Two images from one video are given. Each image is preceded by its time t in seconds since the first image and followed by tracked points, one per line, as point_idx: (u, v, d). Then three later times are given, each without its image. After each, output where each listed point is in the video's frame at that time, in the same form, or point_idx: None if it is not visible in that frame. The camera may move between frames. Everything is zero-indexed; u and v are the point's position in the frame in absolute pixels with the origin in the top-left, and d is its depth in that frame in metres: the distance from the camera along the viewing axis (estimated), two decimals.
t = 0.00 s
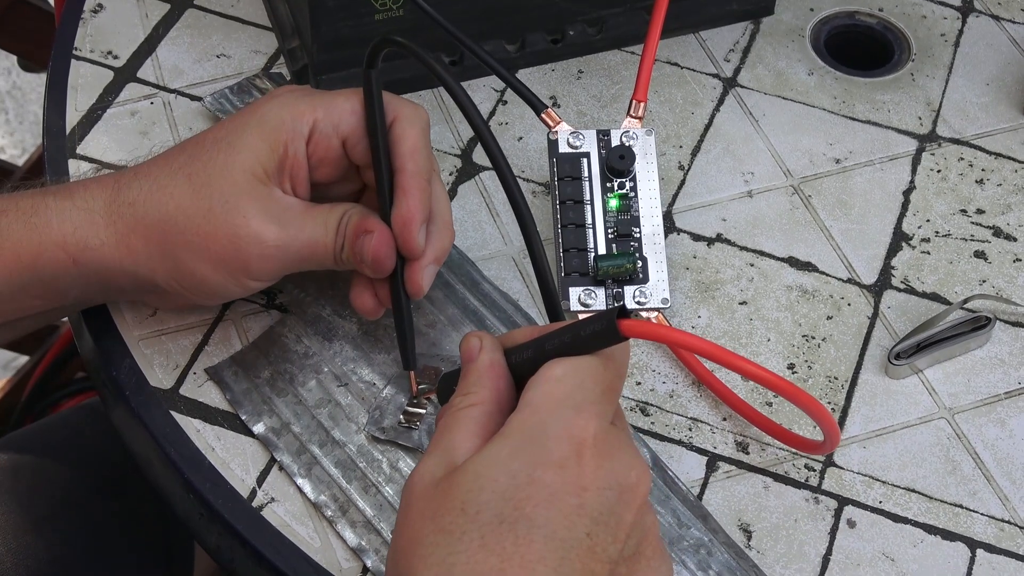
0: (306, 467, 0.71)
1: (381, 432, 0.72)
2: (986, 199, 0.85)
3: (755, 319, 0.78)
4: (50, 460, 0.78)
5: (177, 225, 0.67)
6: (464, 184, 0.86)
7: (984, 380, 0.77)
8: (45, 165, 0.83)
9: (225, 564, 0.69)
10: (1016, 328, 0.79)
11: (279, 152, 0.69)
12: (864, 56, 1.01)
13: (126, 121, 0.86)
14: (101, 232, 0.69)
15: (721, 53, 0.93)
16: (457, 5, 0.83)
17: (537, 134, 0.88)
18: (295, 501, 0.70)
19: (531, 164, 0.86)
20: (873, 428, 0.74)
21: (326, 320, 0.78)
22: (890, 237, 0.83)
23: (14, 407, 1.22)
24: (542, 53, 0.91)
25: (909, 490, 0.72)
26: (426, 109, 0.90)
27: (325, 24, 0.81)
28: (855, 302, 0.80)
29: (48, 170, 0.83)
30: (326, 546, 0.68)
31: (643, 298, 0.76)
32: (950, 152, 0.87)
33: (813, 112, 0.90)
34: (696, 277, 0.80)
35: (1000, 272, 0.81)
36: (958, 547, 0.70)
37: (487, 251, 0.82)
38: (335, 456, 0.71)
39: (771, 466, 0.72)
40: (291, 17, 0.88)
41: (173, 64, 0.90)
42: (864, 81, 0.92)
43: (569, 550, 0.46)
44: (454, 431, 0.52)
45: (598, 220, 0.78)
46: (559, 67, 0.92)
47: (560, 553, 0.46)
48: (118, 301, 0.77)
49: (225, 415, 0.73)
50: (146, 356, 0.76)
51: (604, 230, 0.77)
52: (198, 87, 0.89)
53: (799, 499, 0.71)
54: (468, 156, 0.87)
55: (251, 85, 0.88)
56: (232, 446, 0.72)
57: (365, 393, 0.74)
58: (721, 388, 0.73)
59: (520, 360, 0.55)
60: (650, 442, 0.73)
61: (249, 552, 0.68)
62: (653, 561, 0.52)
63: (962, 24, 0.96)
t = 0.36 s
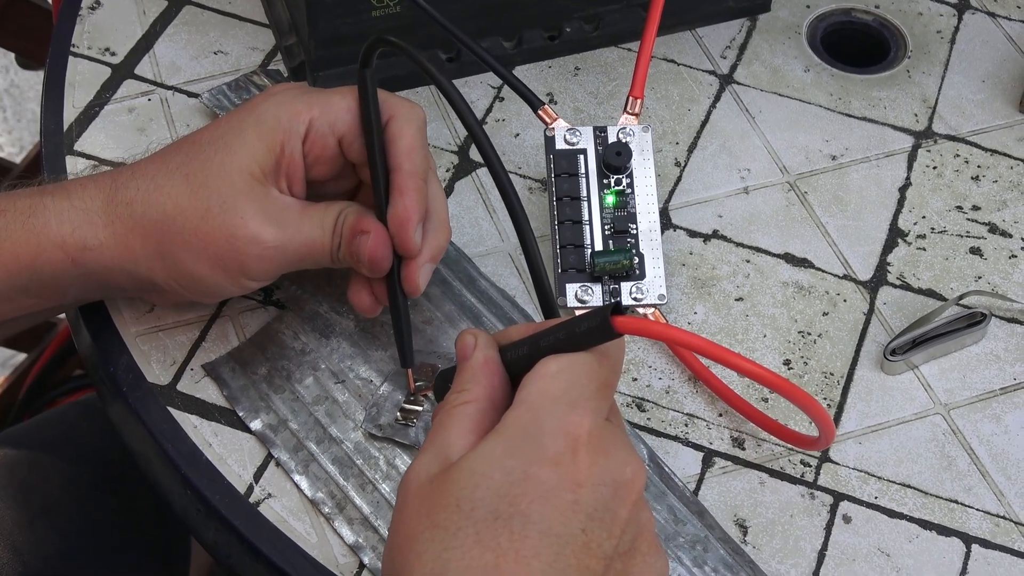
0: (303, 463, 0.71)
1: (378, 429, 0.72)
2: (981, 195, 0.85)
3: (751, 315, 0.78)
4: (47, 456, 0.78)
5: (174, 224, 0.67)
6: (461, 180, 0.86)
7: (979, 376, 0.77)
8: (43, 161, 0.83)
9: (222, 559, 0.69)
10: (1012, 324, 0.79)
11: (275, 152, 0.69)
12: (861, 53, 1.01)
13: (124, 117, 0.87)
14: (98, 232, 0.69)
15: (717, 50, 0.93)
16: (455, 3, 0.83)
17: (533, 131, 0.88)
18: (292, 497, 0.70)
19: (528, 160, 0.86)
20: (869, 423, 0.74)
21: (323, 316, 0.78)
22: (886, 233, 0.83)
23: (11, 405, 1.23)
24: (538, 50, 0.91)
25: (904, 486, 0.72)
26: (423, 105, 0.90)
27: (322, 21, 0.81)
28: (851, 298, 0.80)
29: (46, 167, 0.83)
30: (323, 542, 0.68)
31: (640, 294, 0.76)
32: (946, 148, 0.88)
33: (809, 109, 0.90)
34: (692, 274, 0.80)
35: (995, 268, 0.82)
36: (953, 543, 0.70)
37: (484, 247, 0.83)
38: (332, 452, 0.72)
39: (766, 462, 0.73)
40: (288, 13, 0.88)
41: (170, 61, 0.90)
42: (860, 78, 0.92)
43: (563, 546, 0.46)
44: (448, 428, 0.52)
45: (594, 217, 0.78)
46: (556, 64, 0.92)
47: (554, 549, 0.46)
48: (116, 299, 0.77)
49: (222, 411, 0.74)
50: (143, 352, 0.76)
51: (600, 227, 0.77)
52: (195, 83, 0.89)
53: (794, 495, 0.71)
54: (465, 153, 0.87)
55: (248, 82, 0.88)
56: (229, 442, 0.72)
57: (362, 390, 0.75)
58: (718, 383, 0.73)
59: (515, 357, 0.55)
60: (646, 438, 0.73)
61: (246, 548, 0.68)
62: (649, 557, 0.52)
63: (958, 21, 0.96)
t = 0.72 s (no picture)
0: (301, 460, 0.71)
1: (375, 418, 0.72)
2: (978, 192, 0.85)
3: (748, 312, 0.79)
4: (45, 455, 0.78)
5: (172, 200, 0.67)
6: (458, 178, 0.86)
7: (975, 372, 0.77)
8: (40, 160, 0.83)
9: (219, 557, 0.69)
10: (1008, 321, 0.79)
11: (273, 134, 0.70)
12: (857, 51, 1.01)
13: (121, 116, 0.87)
14: (94, 209, 0.69)
15: (714, 48, 0.93)
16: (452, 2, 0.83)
17: (530, 129, 0.88)
18: (289, 494, 0.70)
19: (525, 158, 0.86)
20: (865, 419, 0.74)
21: (320, 314, 0.78)
22: (882, 230, 0.83)
23: (9, 406, 1.23)
24: (535, 48, 0.91)
25: (901, 482, 0.72)
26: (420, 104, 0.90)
27: (318, 19, 0.81)
28: (847, 295, 0.80)
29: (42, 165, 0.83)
30: (320, 539, 0.69)
31: (636, 292, 0.77)
32: (942, 145, 0.88)
33: (806, 107, 0.90)
34: (689, 271, 0.80)
35: (991, 265, 0.82)
36: (950, 539, 0.70)
37: (481, 245, 0.83)
38: (330, 449, 0.72)
39: (763, 458, 0.73)
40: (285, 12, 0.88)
41: (167, 60, 0.90)
42: (856, 76, 0.92)
43: (557, 537, 0.46)
44: (443, 421, 0.52)
45: (591, 214, 0.78)
46: (552, 62, 0.92)
47: (549, 540, 0.46)
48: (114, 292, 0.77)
49: (220, 409, 0.74)
50: (141, 350, 0.76)
51: (597, 225, 0.77)
52: (192, 82, 0.89)
53: (791, 491, 0.71)
54: (461, 151, 0.88)
55: (245, 81, 0.88)
56: (227, 439, 0.72)
57: (360, 387, 0.75)
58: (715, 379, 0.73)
59: (509, 351, 0.55)
60: (643, 435, 0.73)
61: (244, 545, 0.68)
62: (646, 549, 0.51)
63: (954, 18, 0.96)
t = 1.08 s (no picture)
0: (301, 457, 0.71)
1: (378, 414, 0.73)
2: (974, 189, 0.85)
3: (745, 309, 0.79)
4: (44, 454, 0.78)
5: (160, 175, 0.68)
6: (455, 176, 0.86)
7: (972, 368, 0.77)
8: (37, 158, 0.83)
9: (218, 555, 0.69)
10: (1005, 317, 0.80)
11: (258, 107, 0.71)
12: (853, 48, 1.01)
13: (119, 115, 0.87)
14: (86, 195, 0.70)
15: (710, 45, 0.94)
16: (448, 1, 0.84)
17: (527, 126, 0.88)
18: (288, 492, 0.70)
19: (522, 156, 0.87)
20: (863, 416, 0.75)
21: (318, 311, 0.78)
22: (879, 227, 0.83)
23: (7, 406, 1.22)
24: (532, 46, 0.91)
25: (899, 478, 0.72)
26: (417, 102, 0.90)
27: (315, 17, 0.82)
28: (844, 292, 0.80)
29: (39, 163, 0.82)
30: (319, 536, 0.69)
31: (627, 286, 0.76)
32: (939, 142, 0.88)
33: (802, 104, 0.90)
34: (687, 268, 0.80)
35: (988, 261, 0.82)
36: (948, 535, 0.70)
37: (478, 242, 0.83)
38: (330, 446, 0.72)
39: (761, 454, 0.73)
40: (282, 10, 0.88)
41: (165, 59, 0.90)
42: (853, 73, 0.92)
43: None
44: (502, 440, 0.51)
45: (585, 208, 0.78)
46: (549, 60, 0.92)
47: None
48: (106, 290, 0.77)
49: (218, 407, 0.74)
50: (139, 349, 0.76)
51: (590, 218, 0.77)
52: (190, 81, 0.89)
53: (789, 487, 0.71)
54: (458, 149, 0.88)
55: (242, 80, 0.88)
56: (225, 437, 0.72)
57: (358, 383, 0.75)
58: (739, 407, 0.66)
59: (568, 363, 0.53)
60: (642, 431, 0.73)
61: (243, 542, 0.68)
62: None
63: (951, 15, 0.96)
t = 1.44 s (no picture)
0: (300, 455, 0.71)
1: (377, 412, 0.73)
2: (973, 188, 0.85)
3: (743, 307, 0.79)
4: (43, 452, 0.79)
5: (160, 189, 0.68)
6: (455, 175, 0.86)
7: (970, 366, 0.77)
8: (37, 156, 0.83)
9: (218, 552, 0.69)
10: (1003, 315, 0.80)
11: (260, 122, 0.71)
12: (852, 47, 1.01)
13: (119, 113, 0.87)
14: (87, 206, 0.70)
15: (709, 44, 0.94)
16: None
17: (526, 125, 0.89)
18: (287, 489, 0.71)
19: (521, 154, 0.87)
20: (861, 414, 0.75)
21: (317, 309, 0.78)
22: (877, 225, 0.83)
23: (8, 405, 1.22)
24: (531, 45, 0.91)
25: (896, 476, 0.72)
26: (416, 101, 0.90)
27: (315, 16, 0.82)
28: (843, 290, 0.80)
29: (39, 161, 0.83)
30: (318, 534, 0.69)
31: (631, 289, 0.77)
32: (937, 141, 0.88)
33: (801, 103, 0.90)
34: (685, 267, 0.81)
35: (986, 260, 0.82)
36: (945, 532, 0.70)
37: (477, 241, 0.83)
38: (329, 443, 0.72)
39: (759, 452, 0.73)
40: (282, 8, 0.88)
41: (165, 57, 0.91)
42: (851, 72, 0.93)
43: (593, 567, 0.47)
44: (470, 433, 0.51)
45: (588, 211, 0.78)
46: (548, 59, 0.92)
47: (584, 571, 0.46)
48: (108, 292, 0.78)
49: (218, 404, 0.74)
50: (138, 346, 0.76)
51: (594, 221, 0.78)
52: (190, 80, 0.89)
53: (787, 484, 0.72)
54: (458, 148, 0.88)
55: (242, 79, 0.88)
56: (225, 435, 0.73)
57: (358, 380, 0.75)
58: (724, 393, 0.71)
59: (544, 360, 0.54)
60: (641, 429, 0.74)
61: (242, 539, 0.68)
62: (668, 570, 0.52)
63: (949, 14, 0.97)
